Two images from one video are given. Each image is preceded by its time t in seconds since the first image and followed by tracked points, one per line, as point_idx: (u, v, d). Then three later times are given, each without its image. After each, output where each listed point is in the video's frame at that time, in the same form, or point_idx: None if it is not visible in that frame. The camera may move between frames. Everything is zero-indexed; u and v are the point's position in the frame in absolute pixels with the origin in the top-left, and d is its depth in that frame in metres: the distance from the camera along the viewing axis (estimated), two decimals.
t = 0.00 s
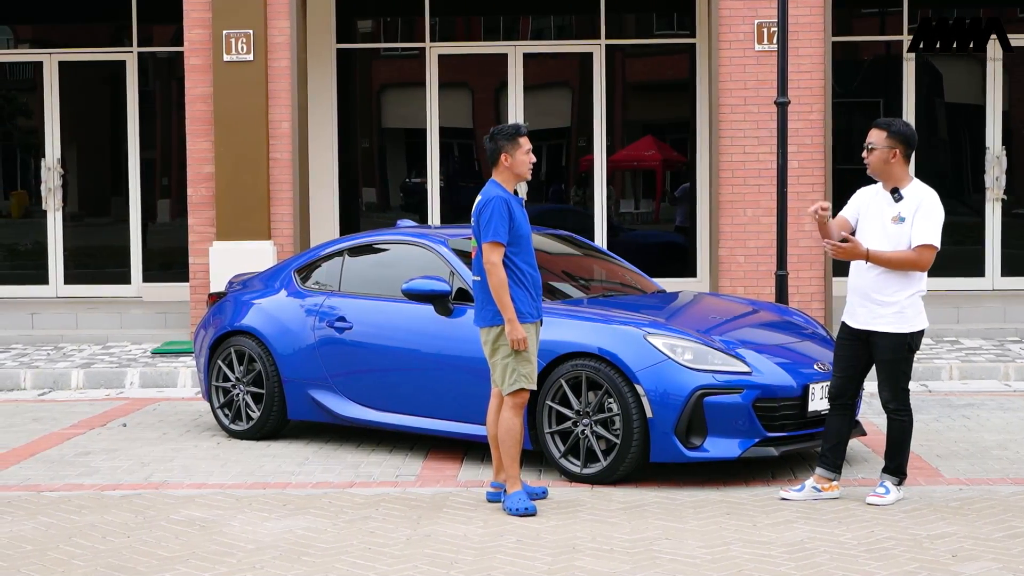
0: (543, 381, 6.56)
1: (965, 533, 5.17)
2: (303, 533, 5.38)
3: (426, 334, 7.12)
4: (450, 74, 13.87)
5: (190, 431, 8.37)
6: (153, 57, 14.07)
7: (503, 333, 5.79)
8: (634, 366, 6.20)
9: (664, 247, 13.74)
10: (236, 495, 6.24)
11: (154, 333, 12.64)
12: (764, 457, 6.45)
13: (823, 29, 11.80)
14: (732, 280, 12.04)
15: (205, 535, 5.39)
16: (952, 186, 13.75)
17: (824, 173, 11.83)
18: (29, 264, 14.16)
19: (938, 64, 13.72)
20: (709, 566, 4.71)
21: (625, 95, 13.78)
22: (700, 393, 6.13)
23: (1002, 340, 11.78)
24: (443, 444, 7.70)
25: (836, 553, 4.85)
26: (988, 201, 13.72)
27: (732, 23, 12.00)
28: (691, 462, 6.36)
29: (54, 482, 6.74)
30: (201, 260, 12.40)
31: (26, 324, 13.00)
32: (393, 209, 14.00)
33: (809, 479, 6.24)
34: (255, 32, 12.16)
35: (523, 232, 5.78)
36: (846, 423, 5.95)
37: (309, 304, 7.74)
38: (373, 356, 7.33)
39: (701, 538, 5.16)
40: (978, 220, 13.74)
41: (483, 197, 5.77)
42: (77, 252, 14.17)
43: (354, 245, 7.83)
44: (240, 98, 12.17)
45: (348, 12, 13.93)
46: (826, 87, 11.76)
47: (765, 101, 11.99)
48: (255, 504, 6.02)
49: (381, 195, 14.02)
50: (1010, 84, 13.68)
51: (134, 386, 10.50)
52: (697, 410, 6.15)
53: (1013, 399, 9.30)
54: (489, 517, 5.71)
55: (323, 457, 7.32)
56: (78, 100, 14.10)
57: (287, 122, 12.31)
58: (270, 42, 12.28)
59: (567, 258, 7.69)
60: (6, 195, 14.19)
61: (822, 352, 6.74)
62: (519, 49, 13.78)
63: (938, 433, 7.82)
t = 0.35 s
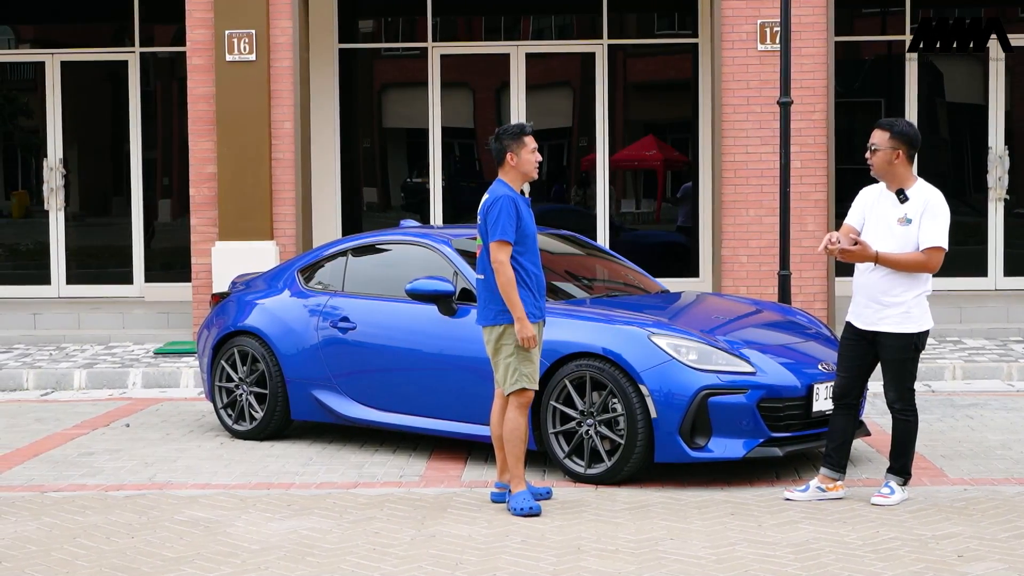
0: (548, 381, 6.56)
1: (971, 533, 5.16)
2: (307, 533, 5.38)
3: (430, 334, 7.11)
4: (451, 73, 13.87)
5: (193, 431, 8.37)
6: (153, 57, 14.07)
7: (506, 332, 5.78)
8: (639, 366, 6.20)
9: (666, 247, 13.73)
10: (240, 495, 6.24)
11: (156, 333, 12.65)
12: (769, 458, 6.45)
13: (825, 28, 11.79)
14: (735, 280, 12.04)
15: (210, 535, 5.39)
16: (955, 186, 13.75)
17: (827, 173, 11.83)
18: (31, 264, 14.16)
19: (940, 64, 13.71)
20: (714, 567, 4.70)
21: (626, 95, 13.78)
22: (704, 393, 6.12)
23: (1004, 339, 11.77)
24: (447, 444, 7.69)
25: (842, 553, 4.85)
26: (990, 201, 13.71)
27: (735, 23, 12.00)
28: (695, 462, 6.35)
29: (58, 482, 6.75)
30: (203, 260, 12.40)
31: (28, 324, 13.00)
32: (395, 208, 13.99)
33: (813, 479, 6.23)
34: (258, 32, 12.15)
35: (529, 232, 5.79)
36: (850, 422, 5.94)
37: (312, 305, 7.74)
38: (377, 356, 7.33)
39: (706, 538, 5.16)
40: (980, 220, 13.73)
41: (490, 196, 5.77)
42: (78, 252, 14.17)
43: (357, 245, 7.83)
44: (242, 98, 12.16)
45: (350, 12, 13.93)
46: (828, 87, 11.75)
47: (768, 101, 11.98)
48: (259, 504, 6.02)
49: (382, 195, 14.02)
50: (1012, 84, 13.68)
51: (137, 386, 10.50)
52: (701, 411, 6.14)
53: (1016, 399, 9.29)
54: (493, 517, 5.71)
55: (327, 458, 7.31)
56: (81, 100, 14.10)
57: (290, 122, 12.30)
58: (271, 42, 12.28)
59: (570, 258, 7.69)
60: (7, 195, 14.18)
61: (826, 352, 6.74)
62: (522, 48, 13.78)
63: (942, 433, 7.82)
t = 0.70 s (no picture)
0: (550, 381, 6.56)
1: (973, 533, 5.16)
2: (310, 533, 5.38)
3: (432, 335, 7.11)
4: (451, 74, 13.87)
5: (195, 431, 8.37)
6: (153, 57, 14.07)
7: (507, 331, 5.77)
8: (640, 366, 6.20)
9: (666, 247, 13.73)
10: (242, 496, 6.24)
11: (157, 333, 12.65)
12: (770, 458, 6.45)
13: (825, 28, 11.78)
14: (735, 280, 12.04)
15: (212, 535, 5.39)
16: (955, 186, 13.75)
17: (828, 172, 11.83)
18: (32, 264, 14.17)
19: (940, 64, 13.70)
20: (717, 567, 4.70)
21: (626, 95, 13.78)
22: (706, 393, 6.12)
23: (1005, 340, 11.77)
24: (448, 445, 7.69)
25: (844, 553, 4.85)
26: (991, 201, 13.71)
27: (735, 23, 11.99)
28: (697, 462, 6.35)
29: (60, 483, 6.75)
30: (204, 260, 12.40)
31: (29, 324, 12.99)
32: (395, 208, 13.99)
33: (815, 479, 6.23)
34: (258, 32, 12.15)
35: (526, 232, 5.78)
36: (853, 422, 5.93)
37: (313, 305, 7.74)
38: (378, 357, 7.33)
39: (708, 538, 5.15)
40: (980, 220, 13.73)
41: (488, 196, 5.79)
42: (78, 252, 14.17)
43: (359, 245, 7.82)
44: (243, 98, 12.16)
45: (350, 12, 13.93)
46: (829, 87, 11.75)
47: (769, 101, 11.98)
48: (261, 505, 6.02)
49: (382, 195, 14.02)
50: (1012, 84, 13.68)
51: (137, 386, 10.50)
52: (703, 411, 6.14)
53: (1017, 399, 9.29)
54: (496, 517, 5.72)
55: (328, 458, 7.32)
56: (81, 100, 14.11)
57: (290, 122, 12.30)
58: (272, 42, 12.28)
59: (570, 258, 7.69)
60: (7, 195, 14.18)
61: (827, 352, 6.74)
62: (523, 48, 13.78)
63: (943, 433, 7.82)
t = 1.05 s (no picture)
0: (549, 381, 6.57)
1: (972, 533, 5.15)
2: (309, 534, 5.38)
3: (431, 335, 7.11)
4: (450, 74, 13.87)
5: (193, 432, 8.37)
6: (153, 57, 14.06)
7: (512, 335, 5.80)
8: (639, 366, 6.20)
9: (666, 248, 13.73)
10: (241, 496, 6.24)
11: (156, 334, 12.65)
12: (769, 458, 6.45)
13: (824, 29, 11.79)
14: (735, 281, 12.05)
15: (211, 535, 5.40)
16: (955, 186, 13.75)
17: (827, 173, 11.83)
18: (31, 264, 14.17)
19: (940, 65, 13.71)
20: (716, 568, 4.69)
21: (626, 95, 13.78)
22: (705, 393, 6.12)
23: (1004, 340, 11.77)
24: (447, 445, 7.70)
25: (843, 554, 4.85)
26: (990, 201, 13.72)
27: (734, 23, 12.00)
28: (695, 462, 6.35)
29: (59, 483, 6.75)
30: (203, 260, 12.40)
31: (28, 325, 12.98)
32: (395, 209, 14.00)
33: (814, 480, 6.24)
34: (257, 33, 12.16)
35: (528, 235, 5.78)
36: (851, 423, 5.93)
37: (312, 305, 7.74)
38: (376, 357, 7.33)
39: (706, 539, 5.15)
40: (980, 220, 13.74)
41: (492, 199, 5.80)
42: (78, 252, 14.17)
43: (358, 245, 7.82)
44: (242, 98, 12.16)
45: (349, 12, 13.93)
46: (828, 88, 11.75)
47: (768, 101, 11.98)
48: (260, 505, 6.02)
49: (382, 196, 14.02)
50: (1011, 85, 13.69)
51: (137, 386, 10.50)
52: (702, 411, 6.14)
53: (1016, 399, 9.30)
54: (495, 517, 5.72)
55: (327, 458, 7.32)
56: (80, 99, 14.10)
57: (289, 123, 12.30)
58: (271, 42, 12.28)
59: (570, 258, 7.69)
60: (6, 196, 14.18)
61: (826, 352, 6.74)
62: (522, 49, 13.78)
63: (942, 433, 7.82)
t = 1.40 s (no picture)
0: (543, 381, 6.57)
1: (966, 533, 5.14)
2: (302, 534, 5.38)
3: (425, 335, 7.10)
4: (447, 73, 13.87)
5: (188, 432, 8.36)
6: (151, 57, 14.06)
7: (507, 338, 5.83)
8: (633, 366, 6.20)
9: (663, 248, 13.73)
10: (235, 496, 6.24)
11: (152, 334, 12.64)
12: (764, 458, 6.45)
13: (821, 28, 11.79)
14: (731, 281, 12.05)
15: (204, 536, 5.39)
16: (952, 186, 13.75)
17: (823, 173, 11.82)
18: (29, 264, 14.16)
19: (938, 65, 13.71)
20: (708, 568, 4.69)
21: (624, 95, 13.77)
22: (699, 393, 6.12)
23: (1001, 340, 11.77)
24: (442, 445, 7.69)
25: (835, 554, 4.84)
26: (987, 201, 13.72)
27: (731, 23, 11.99)
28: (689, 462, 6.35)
29: (53, 483, 6.74)
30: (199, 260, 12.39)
31: (24, 325, 12.97)
32: (393, 209, 13.99)
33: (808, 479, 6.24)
34: (253, 33, 12.15)
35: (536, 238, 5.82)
36: (845, 423, 5.93)
37: (307, 305, 7.74)
38: (371, 357, 7.33)
39: (699, 539, 5.14)
40: (977, 220, 13.75)
41: (498, 201, 5.81)
42: (75, 252, 14.16)
43: (353, 245, 7.82)
44: (238, 97, 12.16)
45: (346, 12, 13.93)
46: (825, 87, 11.74)
47: (764, 101, 11.98)
48: (253, 505, 6.02)
49: (380, 196, 14.01)
50: (1008, 84, 13.68)
51: (132, 386, 10.49)
52: (696, 411, 6.13)
53: (1012, 399, 9.30)
54: (488, 517, 5.71)
55: (322, 458, 7.32)
56: (77, 99, 14.08)
57: (285, 123, 12.29)
58: (268, 42, 12.28)
59: (565, 258, 7.69)
60: (5, 196, 14.18)
61: (821, 352, 6.74)
62: (519, 49, 13.78)
63: (937, 433, 7.82)
